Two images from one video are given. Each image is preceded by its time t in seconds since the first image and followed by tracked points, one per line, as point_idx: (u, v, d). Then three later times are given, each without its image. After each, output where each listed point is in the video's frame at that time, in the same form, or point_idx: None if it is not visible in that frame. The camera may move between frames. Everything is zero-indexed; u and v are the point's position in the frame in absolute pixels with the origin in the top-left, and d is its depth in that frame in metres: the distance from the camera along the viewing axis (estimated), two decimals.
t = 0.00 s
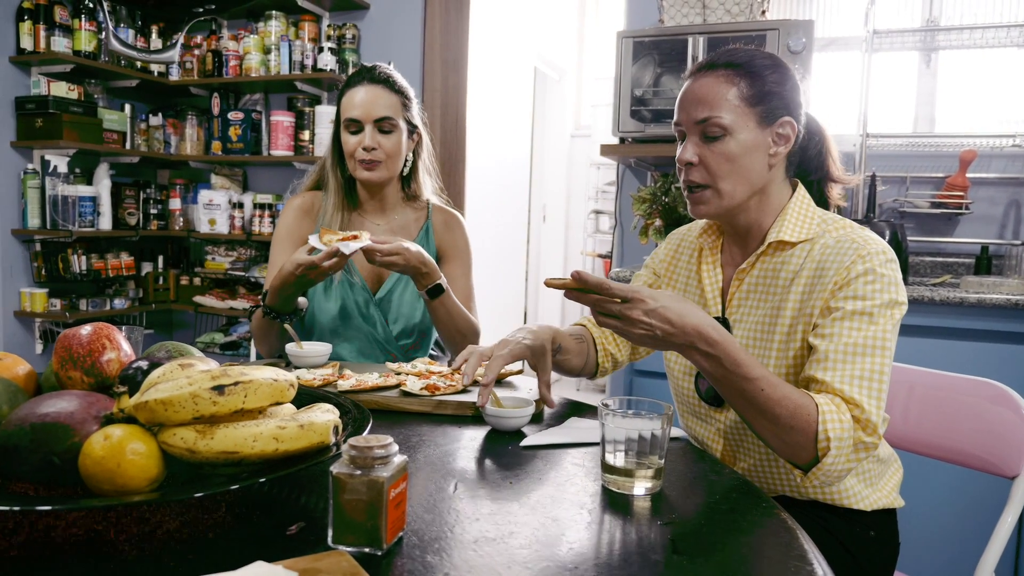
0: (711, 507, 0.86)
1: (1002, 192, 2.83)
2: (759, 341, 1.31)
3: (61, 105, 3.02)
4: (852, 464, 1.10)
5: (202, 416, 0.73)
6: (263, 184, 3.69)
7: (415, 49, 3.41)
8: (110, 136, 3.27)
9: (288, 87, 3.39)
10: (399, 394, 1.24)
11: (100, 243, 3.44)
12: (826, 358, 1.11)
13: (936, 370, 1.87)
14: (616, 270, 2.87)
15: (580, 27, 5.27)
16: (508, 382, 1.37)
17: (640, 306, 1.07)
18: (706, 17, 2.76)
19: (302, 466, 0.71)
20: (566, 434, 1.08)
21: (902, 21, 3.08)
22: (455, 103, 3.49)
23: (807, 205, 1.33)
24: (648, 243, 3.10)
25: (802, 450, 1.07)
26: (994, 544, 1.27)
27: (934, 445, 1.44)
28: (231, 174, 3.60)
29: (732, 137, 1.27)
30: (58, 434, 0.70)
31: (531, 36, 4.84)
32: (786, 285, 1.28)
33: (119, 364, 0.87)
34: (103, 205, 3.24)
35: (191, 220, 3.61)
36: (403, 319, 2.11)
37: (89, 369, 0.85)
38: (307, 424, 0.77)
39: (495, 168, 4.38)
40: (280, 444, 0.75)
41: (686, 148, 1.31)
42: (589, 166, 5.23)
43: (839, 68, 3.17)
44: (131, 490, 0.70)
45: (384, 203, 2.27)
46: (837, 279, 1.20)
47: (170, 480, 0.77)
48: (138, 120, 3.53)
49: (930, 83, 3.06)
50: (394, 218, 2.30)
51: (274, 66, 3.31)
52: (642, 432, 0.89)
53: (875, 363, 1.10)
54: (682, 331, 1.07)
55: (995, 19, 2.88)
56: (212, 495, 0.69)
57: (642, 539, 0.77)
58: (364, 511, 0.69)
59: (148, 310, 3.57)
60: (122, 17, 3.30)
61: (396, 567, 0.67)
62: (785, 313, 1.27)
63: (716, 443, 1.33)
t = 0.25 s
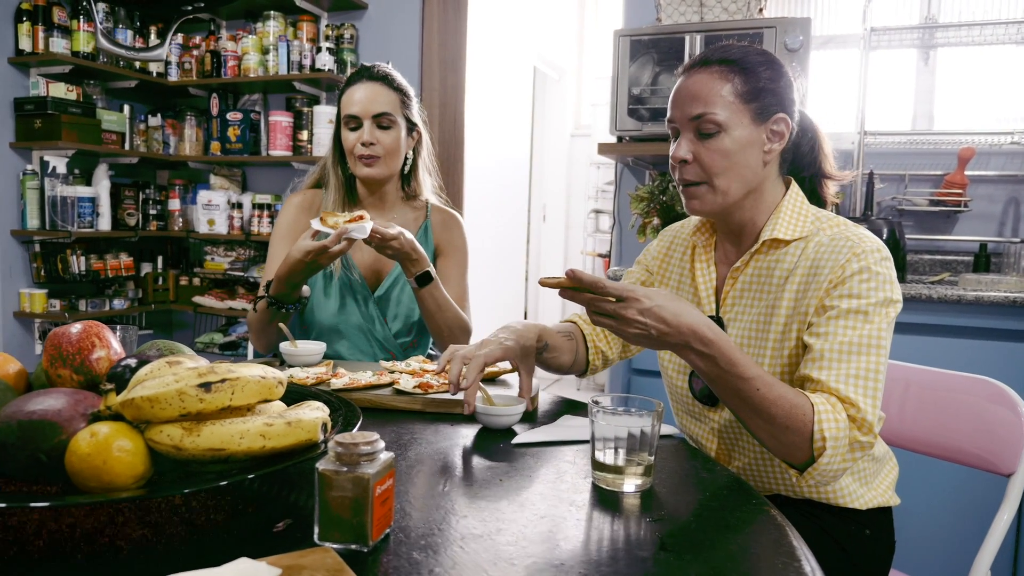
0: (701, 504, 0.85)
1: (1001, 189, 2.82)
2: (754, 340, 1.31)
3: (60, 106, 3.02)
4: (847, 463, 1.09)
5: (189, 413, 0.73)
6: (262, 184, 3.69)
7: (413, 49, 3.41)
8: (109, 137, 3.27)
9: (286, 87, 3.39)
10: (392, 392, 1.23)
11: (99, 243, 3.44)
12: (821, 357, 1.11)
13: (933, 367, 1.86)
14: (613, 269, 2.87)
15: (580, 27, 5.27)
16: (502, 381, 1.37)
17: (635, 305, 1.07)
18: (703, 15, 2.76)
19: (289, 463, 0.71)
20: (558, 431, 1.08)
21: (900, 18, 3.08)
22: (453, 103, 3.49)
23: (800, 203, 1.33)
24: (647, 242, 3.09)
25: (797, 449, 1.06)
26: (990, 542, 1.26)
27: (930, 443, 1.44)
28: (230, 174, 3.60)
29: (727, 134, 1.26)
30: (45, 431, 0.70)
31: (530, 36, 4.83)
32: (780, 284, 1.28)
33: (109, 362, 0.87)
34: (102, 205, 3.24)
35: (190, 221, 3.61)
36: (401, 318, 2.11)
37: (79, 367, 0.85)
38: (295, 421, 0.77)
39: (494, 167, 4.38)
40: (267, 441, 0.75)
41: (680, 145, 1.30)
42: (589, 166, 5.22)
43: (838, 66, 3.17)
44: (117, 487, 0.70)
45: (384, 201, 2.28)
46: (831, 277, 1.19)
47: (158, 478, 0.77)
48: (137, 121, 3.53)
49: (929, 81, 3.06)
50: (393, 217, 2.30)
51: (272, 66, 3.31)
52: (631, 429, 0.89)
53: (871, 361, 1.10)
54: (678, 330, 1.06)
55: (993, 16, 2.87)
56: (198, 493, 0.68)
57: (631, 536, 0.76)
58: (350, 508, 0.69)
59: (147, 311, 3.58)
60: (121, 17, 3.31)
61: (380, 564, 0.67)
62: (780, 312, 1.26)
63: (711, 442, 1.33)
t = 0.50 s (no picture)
0: (690, 501, 0.85)
1: (998, 186, 2.82)
2: (745, 336, 1.30)
3: (56, 106, 3.02)
4: (837, 458, 1.09)
5: (173, 411, 0.73)
6: (259, 184, 3.69)
7: (410, 48, 3.41)
8: (105, 137, 3.27)
9: (283, 87, 3.39)
10: (384, 391, 1.23)
11: (96, 243, 3.44)
12: (811, 351, 1.10)
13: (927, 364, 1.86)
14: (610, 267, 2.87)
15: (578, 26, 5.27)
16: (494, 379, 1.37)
17: (624, 296, 1.06)
18: (699, 12, 2.75)
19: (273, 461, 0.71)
20: (548, 429, 1.08)
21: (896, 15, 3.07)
22: (450, 102, 3.49)
23: (791, 199, 1.32)
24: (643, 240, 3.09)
25: (787, 443, 1.06)
26: (984, 540, 1.25)
27: (925, 440, 1.43)
28: (227, 174, 3.60)
29: (722, 131, 1.26)
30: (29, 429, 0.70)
31: (528, 35, 4.82)
32: (771, 280, 1.28)
33: (95, 360, 0.87)
34: (99, 206, 3.24)
35: (187, 220, 3.60)
36: (395, 317, 2.10)
37: (65, 365, 0.85)
38: (280, 419, 0.77)
39: (492, 167, 4.37)
40: (252, 439, 0.74)
41: (674, 142, 1.30)
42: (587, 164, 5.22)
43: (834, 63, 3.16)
44: (101, 485, 0.70)
45: (380, 201, 2.27)
46: (822, 273, 1.19)
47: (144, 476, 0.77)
48: (134, 121, 3.53)
49: (926, 78, 3.05)
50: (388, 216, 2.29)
51: (269, 66, 3.31)
52: (620, 427, 0.88)
53: (861, 356, 1.09)
54: (667, 322, 1.05)
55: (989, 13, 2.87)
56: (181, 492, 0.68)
57: (618, 532, 0.76)
58: (334, 505, 0.69)
59: (144, 311, 3.58)
60: (117, 17, 3.31)
61: (363, 562, 0.67)
62: (772, 308, 1.26)
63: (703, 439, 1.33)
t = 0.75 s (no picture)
0: (676, 499, 0.85)
1: (992, 183, 2.82)
2: (735, 330, 1.30)
3: (50, 107, 3.01)
4: (820, 450, 1.08)
5: (153, 410, 0.72)
6: (254, 184, 3.68)
7: (404, 48, 3.41)
8: (99, 138, 3.26)
9: (277, 87, 3.38)
10: (373, 390, 1.23)
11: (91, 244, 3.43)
12: (797, 343, 1.10)
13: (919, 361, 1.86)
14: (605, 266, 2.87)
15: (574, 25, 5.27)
16: (484, 378, 1.37)
17: (608, 280, 1.08)
18: (692, 11, 2.75)
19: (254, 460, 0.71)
20: (536, 428, 1.08)
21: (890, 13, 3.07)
22: (444, 101, 3.49)
23: (783, 195, 1.32)
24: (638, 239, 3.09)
25: (769, 433, 1.05)
26: (975, 536, 1.25)
27: (917, 437, 1.43)
28: (222, 175, 3.59)
29: (715, 126, 1.26)
30: (9, 429, 0.69)
31: (523, 34, 4.81)
32: (762, 274, 1.27)
33: (79, 360, 0.86)
34: (93, 207, 3.24)
35: (182, 221, 3.60)
36: (389, 317, 2.08)
37: (48, 365, 0.84)
38: (263, 418, 0.76)
39: (487, 166, 4.37)
40: (233, 438, 0.74)
41: (668, 135, 1.29)
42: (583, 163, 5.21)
43: (828, 61, 3.17)
44: (81, 486, 0.69)
45: (373, 200, 2.26)
46: (811, 266, 1.19)
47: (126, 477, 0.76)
48: (128, 122, 3.53)
49: (920, 76, 3.05)
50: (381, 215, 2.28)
51: (263, 66, 3.30)
52: (605, 425, 0.88)
53: (847, 348, 1.09)
54: (650, 309, 1.06)
55: (982, 10, 2.87)
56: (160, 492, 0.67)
57: (603, 530, 0.76)
58: (314, 504, 0.68)
59: (140, 312, 3.57)
60: (111, 18, 3.30)
61: (344, 560, 0.67)
62: (761, 302, 1.26)
63: (694, 434, 1.32)
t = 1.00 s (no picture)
0: (666, 497, 0.84)
1: (986, 181, 2.83)
2: (735, 329, 1.30)
3: (44, 108, 3.00)
4: (817, 463, 1.08)
5: (137, 410, 0.72)
6: (249, 185, 3.68)
7: (399, 48, 3.41)
8: (94, 139, 3.25)
9: (272, 87, 3.39)
10: (364, 390, 1.22)
11: (86, 246, 3.43)
12: (795, 355, 1.10)
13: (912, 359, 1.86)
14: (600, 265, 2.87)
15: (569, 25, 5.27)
16: (476, 377, 1.37)
17: (605, 293, 1.09)
18: (686, 10, 2.73)
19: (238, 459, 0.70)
20: (527, 427, 1.07)
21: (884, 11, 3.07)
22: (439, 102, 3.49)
23: (789, 192, 1.30)
24: (632, 238, 3.10)
25: (764, 444, 1.06)
26: (968, 534, 1.24)
27: (910, 435, 1.42)
28: (218, 176, 3.58)
29: (695, 118, 1.27)
30: None
31: (519, 33, 4.81)
32: (763, 274, 1.27)
33: (65, 361, 0.86)
34: (88, 208, 3.23)
35: (177, 222, 3.59)
36: (386, 316, 2.08)
37: (34, 365, 0.84)
38: (248, 418, 0.76)
39: (483, 166, 4.37)
40: (218, 438, 0.73)
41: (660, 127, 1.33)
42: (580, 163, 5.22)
43: (822, 60, 3.17)
44: (64, 486, 0.69)
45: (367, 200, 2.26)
46: (810, 271, 1.17)
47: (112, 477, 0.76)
48: (123, 123, 3.52)
49: (914, 74, 3.05)
50: (376, 215, 2.28)
51: (258, 67, 3.30)
52: (593, 425, 0.88)
53: (845, 361, 1.08)
54: (645, 321, 1.05)
55: (975, 8, 2.88)
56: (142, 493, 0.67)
57: (591, 528, 0.76)
58: (298, 503, 0.68)
59: (135, 313, 3.56)
60: (104, 19, 3.30)
61: (328, 560, 0.67)
62: (760, 304, 1.25)
63: (695, 432, 1.32)
